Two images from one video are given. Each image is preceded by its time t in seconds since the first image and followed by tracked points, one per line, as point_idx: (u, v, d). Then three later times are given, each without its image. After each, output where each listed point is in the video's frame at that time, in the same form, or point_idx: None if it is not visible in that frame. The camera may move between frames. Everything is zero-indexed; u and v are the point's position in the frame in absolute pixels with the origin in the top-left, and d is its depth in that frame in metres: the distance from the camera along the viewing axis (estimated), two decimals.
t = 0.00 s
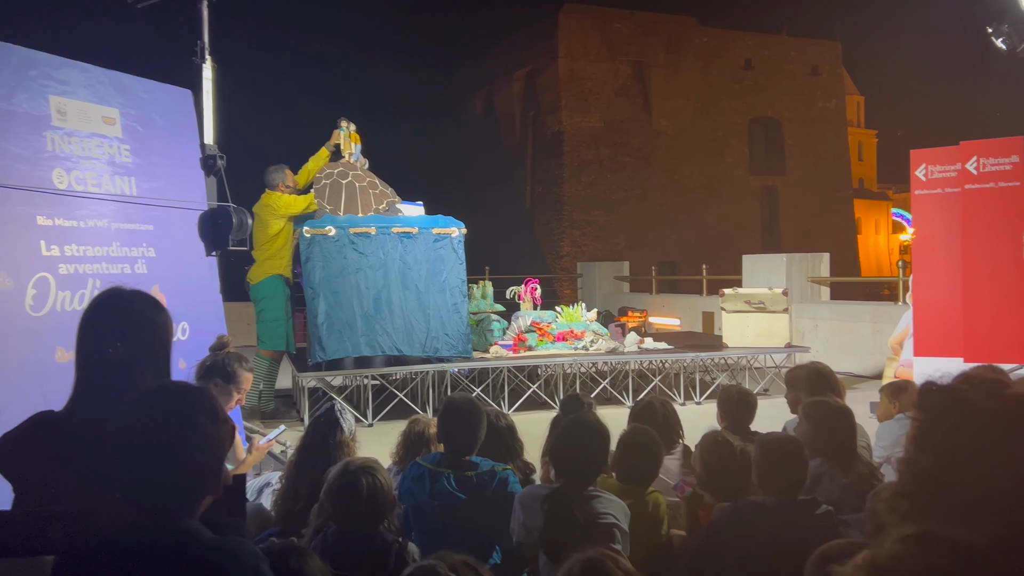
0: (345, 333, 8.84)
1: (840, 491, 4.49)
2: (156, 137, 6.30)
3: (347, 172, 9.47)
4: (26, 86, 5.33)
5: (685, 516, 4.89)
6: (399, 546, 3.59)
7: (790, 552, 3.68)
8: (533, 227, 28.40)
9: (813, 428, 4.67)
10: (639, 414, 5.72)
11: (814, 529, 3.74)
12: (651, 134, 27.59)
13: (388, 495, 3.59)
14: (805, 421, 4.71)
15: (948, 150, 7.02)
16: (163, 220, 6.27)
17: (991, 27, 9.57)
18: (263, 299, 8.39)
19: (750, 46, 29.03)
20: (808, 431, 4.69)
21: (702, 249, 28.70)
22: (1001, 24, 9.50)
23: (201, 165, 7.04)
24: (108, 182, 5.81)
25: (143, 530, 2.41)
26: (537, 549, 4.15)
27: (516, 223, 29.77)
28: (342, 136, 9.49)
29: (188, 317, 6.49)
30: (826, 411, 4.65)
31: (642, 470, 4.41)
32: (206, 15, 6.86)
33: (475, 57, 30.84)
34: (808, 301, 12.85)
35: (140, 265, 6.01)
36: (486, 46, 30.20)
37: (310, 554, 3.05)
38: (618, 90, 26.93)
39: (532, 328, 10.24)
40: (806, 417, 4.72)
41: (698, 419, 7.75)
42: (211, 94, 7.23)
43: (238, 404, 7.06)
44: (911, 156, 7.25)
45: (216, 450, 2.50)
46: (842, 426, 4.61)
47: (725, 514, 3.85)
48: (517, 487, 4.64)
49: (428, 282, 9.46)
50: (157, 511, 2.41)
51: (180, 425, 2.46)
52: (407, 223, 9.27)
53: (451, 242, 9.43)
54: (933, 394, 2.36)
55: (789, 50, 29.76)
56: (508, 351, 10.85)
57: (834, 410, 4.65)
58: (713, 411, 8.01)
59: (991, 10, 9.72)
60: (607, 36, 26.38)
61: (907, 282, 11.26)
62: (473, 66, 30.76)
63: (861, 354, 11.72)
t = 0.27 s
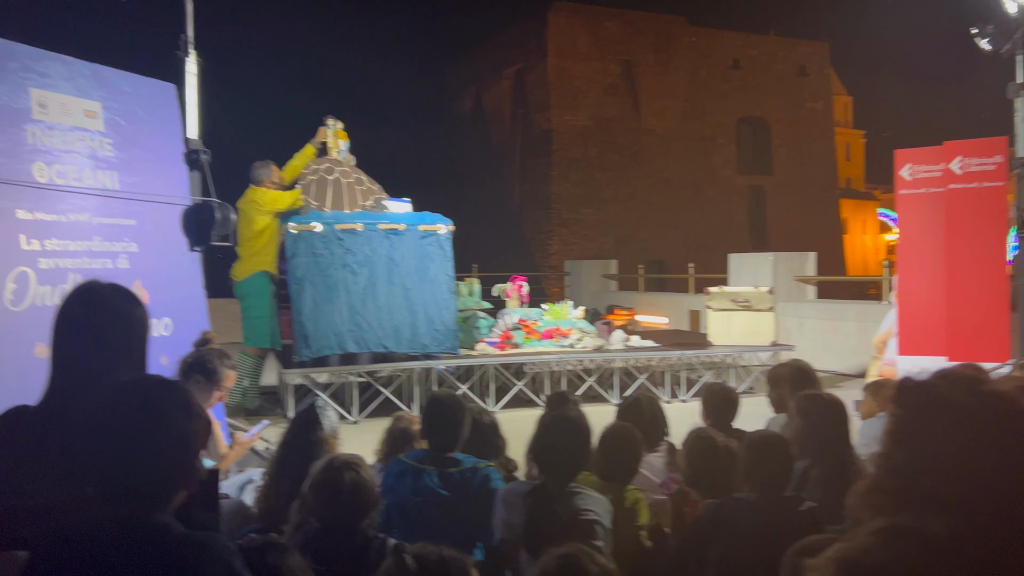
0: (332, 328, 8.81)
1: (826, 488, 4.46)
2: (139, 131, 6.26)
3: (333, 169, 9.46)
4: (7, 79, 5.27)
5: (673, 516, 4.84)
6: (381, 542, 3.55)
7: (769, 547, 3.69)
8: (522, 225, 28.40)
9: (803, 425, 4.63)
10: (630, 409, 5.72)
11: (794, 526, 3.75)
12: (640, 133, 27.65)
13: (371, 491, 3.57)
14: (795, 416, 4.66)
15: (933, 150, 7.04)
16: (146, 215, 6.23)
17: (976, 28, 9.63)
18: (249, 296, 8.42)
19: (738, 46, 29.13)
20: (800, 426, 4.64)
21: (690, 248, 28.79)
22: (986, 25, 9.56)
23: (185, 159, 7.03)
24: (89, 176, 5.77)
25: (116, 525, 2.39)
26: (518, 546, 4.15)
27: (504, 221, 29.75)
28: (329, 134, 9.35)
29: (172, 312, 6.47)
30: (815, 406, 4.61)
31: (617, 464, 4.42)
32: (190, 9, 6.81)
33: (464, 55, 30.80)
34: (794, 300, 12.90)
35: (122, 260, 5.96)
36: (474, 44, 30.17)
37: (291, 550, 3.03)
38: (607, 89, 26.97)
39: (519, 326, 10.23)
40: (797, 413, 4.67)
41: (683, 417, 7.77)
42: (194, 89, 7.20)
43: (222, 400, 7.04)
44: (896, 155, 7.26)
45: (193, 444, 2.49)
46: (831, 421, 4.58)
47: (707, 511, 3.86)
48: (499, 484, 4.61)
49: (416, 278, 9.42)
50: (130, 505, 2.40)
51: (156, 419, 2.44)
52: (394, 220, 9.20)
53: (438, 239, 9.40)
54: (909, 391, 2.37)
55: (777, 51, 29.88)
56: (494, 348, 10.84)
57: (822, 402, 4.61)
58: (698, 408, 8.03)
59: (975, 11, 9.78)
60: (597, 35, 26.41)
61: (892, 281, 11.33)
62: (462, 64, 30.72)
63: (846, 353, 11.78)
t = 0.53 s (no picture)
0: (332, 325, 8.79)
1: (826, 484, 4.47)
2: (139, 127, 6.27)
3: (333, 167, 9.48)
4: (7, 74, 5.28)
5: (671, 514, 4.82)
6: (379, 537, 3.57)
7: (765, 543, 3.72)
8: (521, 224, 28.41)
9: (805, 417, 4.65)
10: (625, 411, 5.74)
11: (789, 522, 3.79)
12: (639, 133, 27.66)
13: (372, 485, 3.59)
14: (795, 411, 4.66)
15: (932, 151, 7.05)
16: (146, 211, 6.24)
17: (975, 28, 9.65)
18: (248, 295, 8.35)
19: (737, 46, 29.15)
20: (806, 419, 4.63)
21: (689, 248, 28.80)
22: (985, 25, 9.58)
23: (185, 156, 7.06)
24: (89, 172, 5.77)
25: (118, 514, 2.40)
26: (516, 541, 4.14)
27: (503, 220, 29.75)
28: (329, 134, 9.40)
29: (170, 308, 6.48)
30: (813, 397, 4.61)
31: (612, 461, 4.42)
32: (190, 6, 6.82)
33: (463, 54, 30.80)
34: (792, 300, 12.91)
35: (121, 256, 5.97)
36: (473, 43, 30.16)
37: (293, 543, 3.02)
38: (606, 89, 26.98)
39: (518, 325, 10.22)
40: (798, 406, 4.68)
41: (682, 416, 7.77)
42: (194, 86, 7.22)
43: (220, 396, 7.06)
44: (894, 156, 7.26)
45: (195, 436, 2.49)
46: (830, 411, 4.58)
47: (707, 507, 3.86)
48: (498, 480, 4.64)
49: (416, 277, 9.43)
50: (131, 496, 2.40)
51: (159, 410, 2.44)
52: (393, 218, 9.27)
53: (438, 237, 9.45)
54: (905, 382, 2.37)
55: (776, 51, 29.91)
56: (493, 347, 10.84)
57: (818, 392, 4.62)
58: (696, 408, 8.03)
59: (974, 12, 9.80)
60: (596, 35, 26.42)
61: (890, 282, 11.35)
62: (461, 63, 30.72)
63: (844, 353, 11.79)
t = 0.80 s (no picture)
0: (336, 323, 8.78)
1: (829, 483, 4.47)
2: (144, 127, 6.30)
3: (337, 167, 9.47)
4: (14, 73, 5.31)
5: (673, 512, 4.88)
6: (385, 532, 3.61)
7: (767, 539, 3.75)
8: (523, 224, 28.44)
9: (810, 413, 4.73)
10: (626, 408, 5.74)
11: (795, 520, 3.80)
12: (641, 134, 27.68)
13: (377, 480, 3.65)
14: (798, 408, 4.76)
15: (934, 151, 7.07)
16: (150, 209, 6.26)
17: (977, 28, 9.67)
18: (252, 295, 8.33)
19: (739, 47, 29.15)
20: (807, 409, 4.75)
21: (690, 249, 28.81)
22: (987, 25, 9.60)
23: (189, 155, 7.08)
24: (94, 170, 5.80)
25: (127, 507, 2.43)
26: (520, 538, 4.17)
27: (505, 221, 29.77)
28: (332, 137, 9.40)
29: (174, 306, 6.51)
30: (816, 394, 4.74)
31: (610, 457, 4.52)
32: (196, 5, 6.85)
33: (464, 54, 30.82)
34: (794, 300, 12.91)
35: (127, 254, 5.99)
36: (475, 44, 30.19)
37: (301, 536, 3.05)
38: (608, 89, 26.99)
39: (519, 324, 10.23)
40: (801, 401, 4.81)
41: (684, 415, 7.78)
42: (199, 85, 7.25)
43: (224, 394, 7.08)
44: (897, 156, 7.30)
45: (203, 430, 2.52)
46: (834, 403, 4.69)
47: (710, 505, 3.89)
48: (501, 477, 4.65)
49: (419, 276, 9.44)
50: (141, 489, 2.42)
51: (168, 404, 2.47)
52: (395, 218, 9.29)
53: (440, 236, 9.47)
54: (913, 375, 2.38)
55: (778, 52, 29.92)
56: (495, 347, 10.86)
57: (822, 387, 4.76)
58: (698, 407, 8.04)
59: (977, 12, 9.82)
60: (598, 36, 26.43)
61: (892, 282, 11.36)
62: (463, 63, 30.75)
63: (846, 353, 11.80)
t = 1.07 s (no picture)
0: (348, 325, 8.75)
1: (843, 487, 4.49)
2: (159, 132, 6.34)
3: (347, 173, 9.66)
4: (32, 80, 5.38)
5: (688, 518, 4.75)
6: (401, 536, 3.62)
7: (782, 543, 3.76)
8: (532, 228, 28.49)
9: (823, 417, 4.66)
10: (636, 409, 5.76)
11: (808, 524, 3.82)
12: (650, 137, 27.68)
13: (392, 483, 3.65)
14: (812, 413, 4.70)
15: (946, 154, 7.07)
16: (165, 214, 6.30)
17: (988, 32, 9.66)
18: (264, 301, 8.39)
19: (748, 50, 29.13)
20: (821, 416, 4.67)
21: (699, 253, 28.78)
22: (998, 29, 9.59)
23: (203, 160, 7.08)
24: (110, 175, 5.85)
25: (156, 507, 2.47)
26: (534, 542, 4.20)
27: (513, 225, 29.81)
28: (343, 145, 9.46)
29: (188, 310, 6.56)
30: (832, 398, 4.65)
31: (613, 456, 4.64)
32: (209, 12, 6.91)
33: (472, 58, 30.89)
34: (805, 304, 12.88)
35: (142, 259, 6.03)
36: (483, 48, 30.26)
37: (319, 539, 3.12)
38: (617, 93, 27.01)
39: (530, 328, 10.24)
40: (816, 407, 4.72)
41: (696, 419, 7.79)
42: (212, 91, 7.30)
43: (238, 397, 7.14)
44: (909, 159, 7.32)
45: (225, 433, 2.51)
46: (851, 413, 4.61)
47: (723, 508, 3.89)
48: (515, 480, 4.67)
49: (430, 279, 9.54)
50: (169, 489, 2.47)
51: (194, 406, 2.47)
52: (406, 222, 9.51)
53: (450, 240, 9.65)
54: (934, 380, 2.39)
55: (786, 55, 29.90)
56: (506, 351, 10.88)
57: (838, 393, 4.67)
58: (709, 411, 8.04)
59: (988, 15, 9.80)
60: (607, 40, 26.46)
61: (903, 285, 11.35)
62: (471, 67, 30.83)
63: (857, 357, 11.78)
